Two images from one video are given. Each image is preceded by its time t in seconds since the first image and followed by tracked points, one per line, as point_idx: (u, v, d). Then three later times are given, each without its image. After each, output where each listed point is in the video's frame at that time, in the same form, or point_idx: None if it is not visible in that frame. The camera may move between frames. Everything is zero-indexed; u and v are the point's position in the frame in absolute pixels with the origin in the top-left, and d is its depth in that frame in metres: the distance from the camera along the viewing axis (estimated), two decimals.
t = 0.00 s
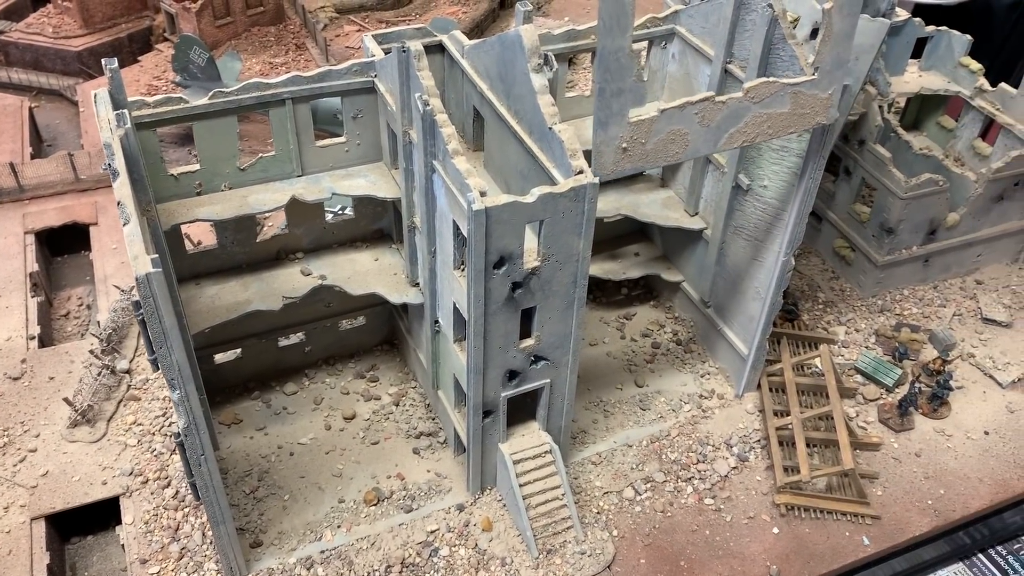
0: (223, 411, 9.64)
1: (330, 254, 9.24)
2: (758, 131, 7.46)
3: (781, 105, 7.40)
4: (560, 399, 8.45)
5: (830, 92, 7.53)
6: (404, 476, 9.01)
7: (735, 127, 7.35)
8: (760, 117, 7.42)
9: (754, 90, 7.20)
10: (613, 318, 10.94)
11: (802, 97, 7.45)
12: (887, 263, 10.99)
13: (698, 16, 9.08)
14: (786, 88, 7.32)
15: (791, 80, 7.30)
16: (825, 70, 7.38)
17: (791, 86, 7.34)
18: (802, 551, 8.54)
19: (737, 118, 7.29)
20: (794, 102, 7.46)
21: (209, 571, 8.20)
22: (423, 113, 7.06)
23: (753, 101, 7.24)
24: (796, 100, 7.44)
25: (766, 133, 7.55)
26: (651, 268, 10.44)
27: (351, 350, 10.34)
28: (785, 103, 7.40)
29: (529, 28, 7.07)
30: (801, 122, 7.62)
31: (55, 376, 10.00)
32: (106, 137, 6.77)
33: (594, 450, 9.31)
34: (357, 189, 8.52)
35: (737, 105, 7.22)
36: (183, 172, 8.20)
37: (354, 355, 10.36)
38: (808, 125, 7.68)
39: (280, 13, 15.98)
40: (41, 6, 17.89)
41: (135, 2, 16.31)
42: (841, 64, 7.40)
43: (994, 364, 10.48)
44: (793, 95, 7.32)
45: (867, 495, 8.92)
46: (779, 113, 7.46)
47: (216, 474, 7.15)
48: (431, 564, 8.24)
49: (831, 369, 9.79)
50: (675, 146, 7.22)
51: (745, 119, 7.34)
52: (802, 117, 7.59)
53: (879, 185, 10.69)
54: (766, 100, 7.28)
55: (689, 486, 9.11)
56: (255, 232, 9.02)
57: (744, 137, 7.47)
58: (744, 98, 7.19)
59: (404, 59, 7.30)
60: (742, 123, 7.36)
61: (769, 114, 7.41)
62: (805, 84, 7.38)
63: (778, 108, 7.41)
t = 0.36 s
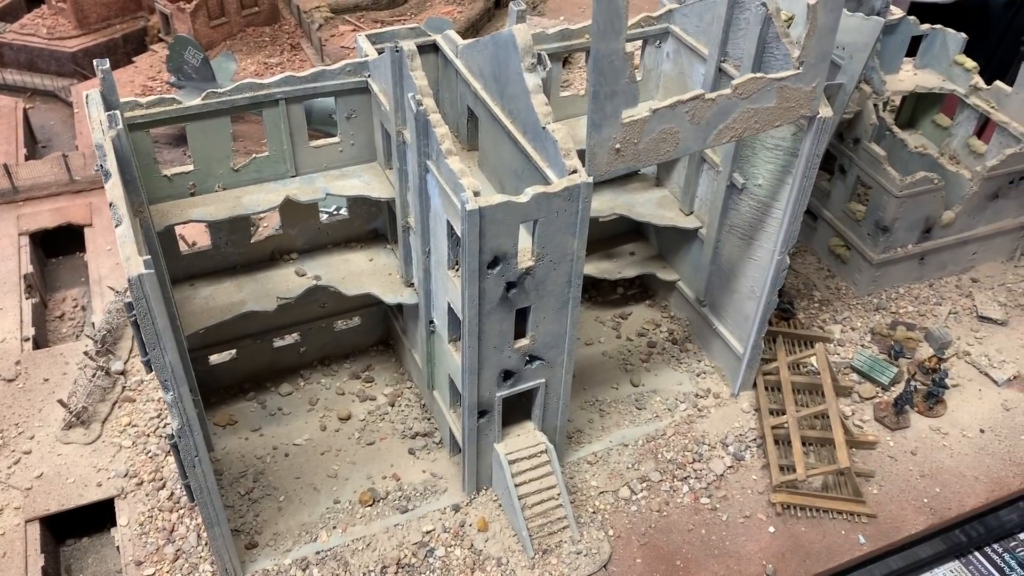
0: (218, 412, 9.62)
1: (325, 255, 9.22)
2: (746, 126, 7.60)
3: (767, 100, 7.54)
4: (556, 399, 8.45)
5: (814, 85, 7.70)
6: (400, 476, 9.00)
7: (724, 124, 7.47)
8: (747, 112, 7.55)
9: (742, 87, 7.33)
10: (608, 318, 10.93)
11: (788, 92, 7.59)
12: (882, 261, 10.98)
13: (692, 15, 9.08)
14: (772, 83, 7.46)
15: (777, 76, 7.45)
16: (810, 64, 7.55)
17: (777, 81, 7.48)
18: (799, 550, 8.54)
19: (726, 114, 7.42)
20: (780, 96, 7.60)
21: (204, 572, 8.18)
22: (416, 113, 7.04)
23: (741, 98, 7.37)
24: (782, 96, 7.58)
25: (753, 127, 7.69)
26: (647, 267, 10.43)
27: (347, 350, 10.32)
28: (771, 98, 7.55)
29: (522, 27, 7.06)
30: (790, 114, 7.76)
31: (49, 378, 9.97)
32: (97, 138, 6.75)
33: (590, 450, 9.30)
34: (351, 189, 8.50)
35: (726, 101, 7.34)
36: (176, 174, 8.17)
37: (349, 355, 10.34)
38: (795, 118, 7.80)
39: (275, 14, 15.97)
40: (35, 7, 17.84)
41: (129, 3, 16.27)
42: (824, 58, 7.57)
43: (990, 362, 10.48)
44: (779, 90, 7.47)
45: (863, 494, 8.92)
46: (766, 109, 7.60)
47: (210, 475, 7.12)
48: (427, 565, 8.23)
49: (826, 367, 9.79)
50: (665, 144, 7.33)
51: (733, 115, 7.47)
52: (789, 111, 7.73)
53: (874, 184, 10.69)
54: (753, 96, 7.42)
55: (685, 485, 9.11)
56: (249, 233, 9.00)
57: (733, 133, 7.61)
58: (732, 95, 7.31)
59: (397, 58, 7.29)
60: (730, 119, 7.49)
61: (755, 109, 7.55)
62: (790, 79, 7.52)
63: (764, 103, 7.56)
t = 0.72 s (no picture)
0: (213, 414, 9.60)
1: (320, 256, 9.20)
2: (739, 137, 7.58)
3: (759, 112, 7.54)
4: (551, 399, 8.43)
5: (805, 96, 7.71)
6: (395, 477, 8.98)
7: (716, 134, 7.46)
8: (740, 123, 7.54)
9: (735, 99, 7.32)
10: (604, 318, 10.92)
11: (780, 103, 7.59)
12: (878, 260, 10.98)
13: (686, 14, 9.08)
14: (764, 95, 7.46)
15: (769, 89, 7.45)
16: (802, 77, 7.56)
17: (769, 93, 7.48)
18: (794, 550, 8.53)
19: (718, 125, 7.41)
20: (772, 108, 7.61)
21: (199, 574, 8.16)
22: (410, 113, 7.03)
23: (733, 109, 7.35)
24: (773, 107, 7.58)
25: (745, 139, 7.68)
26: (642, 267, 10.42)
27: (342, 351, 10.30)
28: (764, 109, 7.54)
29: (515, 27, 7.05)
30: (781, 125, 7.76)
31: (44, 380, 9.94)
32: (89, 139, 6.73)
33: (586, 450, 9.29)
34: (346, 189, 8.48)
35: (719, 113, 7.33)
36: (170, 174, 8.15)
37: (344, 356, 10.32)
38: (786, 128, 7.81)
39: (270, 14, 15.94)
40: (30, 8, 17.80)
41: (124, 3, 16.23)
42: (816, 70, 7.58)
43: (985, 361, 10.48)
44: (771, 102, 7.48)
45: (859, 493, 8.91)
46: (759, 120, 7.60)
47: (204, 476, 7.10)
48: (422, 566, 8.22)
49: (822, 366, 9.78)
50: (658, 156, 7.32)
51: (725, 127, 7.46)
52: (780, 122, 7.74)
53: (870, 183, 10.69)
54: (747, 108, 7.41)
55: (680, 485, 9.10)
56: (244, 234, 8.98)
57: (724, 143, 7.60)
58: (724, 107, 7.31)
59: (390, 58, 7.28)
60: (723, 130, 7.48)
61: (748, 121, 7.53)
62: (782, 91, 7.53)
63: (757, 114, 7.55)
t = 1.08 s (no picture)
0: (206, 416, 9.56)
1: (313, 258, 9.17)
2: (730, 159, 7.67)
3: (751, 135, 7.63)
4: (546, 401, 8.41)
5: (796, 123, 7.82)
6: (390, 480, 8.95)
7: (708, 155, 7.54)
8: (731, 144, 7.62)
9: (727, 121, 7.41)
10: (598, 320, 10.90)
11: (770, 128, 7.69)
12: (872, 261, 10.97)
13: (680, 16, 9.08)
14: (756, 119, 7.56)
15: (762, 112, 7.54)
16: (793, 102, 7.67)
17: (761, 117, 7.57)
18: (790, 552, 8.51)
19: (711, 146, 7.49)
20: (763, 132, 7.70)
21: None
22: (402, 115, 7.01)
23: (726, 131, 7.44)
24: (764, 130, 7.67)
25: (736, 161, 7.75)
26: (636, 269, 10.41)
27: (336, 354, 10.27)
28: (755, 133, 7.64)
29: (509, 29, 7.05)
30: (769, 151, 7.85)
31: (36, 383, 9.88)
32: (80, 141, 6.70)
33: (581, 452, 9.27)
34: (339, 191, 8.45)
35: (711, 134, 7.42)
36: (162, 176, 8.11)
37: (339, 358, 10.29)
38: (777, 153, 7.91)
39: (265, 16, 15.92)
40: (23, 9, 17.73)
41: (118, 5, 16.17)
42: (807, 98, 7.71)
43: (980, 362, 10.48)
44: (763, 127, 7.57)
45: (854, 495, 8.89)
46: (750, 142, 7.68)
47: (197, 480, 7.06)
48: (416, 569, 8.19)
49: (817, 367, 9.78)
50: (649, 171, 7.42)
51: (717, 148, 7.54)
52: (769, 146, 7.84)
53: (864, 184, 10.68)
54: (739, 130, 7.50)
55: (675, 487, 9.07)
56: (237, 236, 8.95)
57: (715, 165, 7.67)
58: (717, 128, 7.40)
59: (383, 60, 7.26)
60: (714, 151, 7.56)
61: (740, 143, 7.62)
62: (773, 117, 7.63)
63: (748, 137, 7.64)
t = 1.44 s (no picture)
0: (201, 418, 9.53)
1: (309, 259, 9.15)
2: (716, 197, 7.84)
3: (737, 174, 7.80)
4: (541, 403, 8.40)
5: (781, 161, 7.99)
6: (385, 482, 8.93)
7: (695, 195, 7.71)
8: (718, 183, 7.79)
9: (714, 161, 7.57)
10: (594, 321, 10.90)
11: (756, 166, 7.87)
12: (868, 263, 10.98)
13: (677, 17, 9.07)
14: (741, 160, 7.73)
15: (748, 153, 7.72)
16: (778, 142, 7.82)
17: (746, 158, 7.76)
18: (785, 554, 8.51)
19: (697, 187, 7.65)
20: (749, 170, 7.88)
21: None
22: (398, 116, 6.99)
23: (712, 171, 7.60)
24: (750, 169, 7.85)
25: (722, 199, 7.93)
26: (633, 271, 10.40)
27: (331, 355, 10.24)
28: (741, 172, 7.81)
29: (505, 31, 7.04)
30: (754, 187, 8.04)
31: (30, 384, 9.84)
32: (74, 142, 6.68)
33: (577, 454, 9.26)
34: (335, 193, 8.43)
35: (698, 175, 7.58)
36: (157, 177, 8.09)
37: (334, 360, 10.26)
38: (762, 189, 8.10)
39: (260, 16, 15.90)
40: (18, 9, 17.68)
41: (113, 5, 16.14)
42: (792, 137, 7.86)
43: (975, 364, 10.50)
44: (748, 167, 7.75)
45: (849, 497, 8.90)
46: (735, 181, 7.85)
47: (191, 481, 7.03)
48: (411, 571, 8.17)
49: (813, 369, 9.80)
50: (640, 213, 7.54)
51: (704, 188, 7.70)
52: (756, 183, 8.03)
53: (860, 186, 10.68)
54: (725, 170, 7.66)
55: (671, 489, 9.07)
56: (232, 237, 8.93)
57: (703, 203, 7.84)
58: (704, 169, 7.56)
59: (379, 61, 7.24)
60: (701, 191, 7.72)
61: (726, 182, 7.79)
62: (759, 156, 7.80)
63: (734, 176, 7.81)
